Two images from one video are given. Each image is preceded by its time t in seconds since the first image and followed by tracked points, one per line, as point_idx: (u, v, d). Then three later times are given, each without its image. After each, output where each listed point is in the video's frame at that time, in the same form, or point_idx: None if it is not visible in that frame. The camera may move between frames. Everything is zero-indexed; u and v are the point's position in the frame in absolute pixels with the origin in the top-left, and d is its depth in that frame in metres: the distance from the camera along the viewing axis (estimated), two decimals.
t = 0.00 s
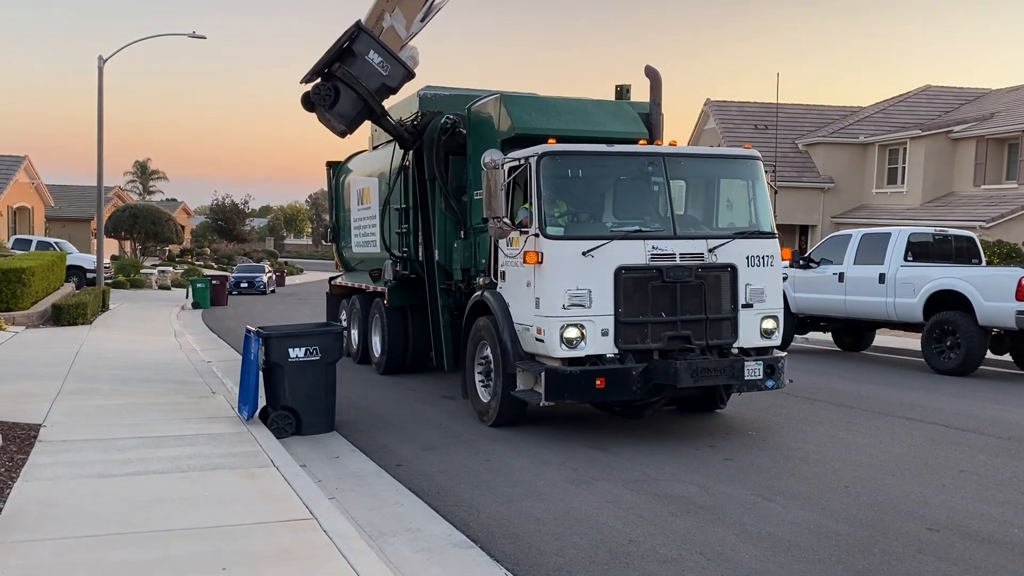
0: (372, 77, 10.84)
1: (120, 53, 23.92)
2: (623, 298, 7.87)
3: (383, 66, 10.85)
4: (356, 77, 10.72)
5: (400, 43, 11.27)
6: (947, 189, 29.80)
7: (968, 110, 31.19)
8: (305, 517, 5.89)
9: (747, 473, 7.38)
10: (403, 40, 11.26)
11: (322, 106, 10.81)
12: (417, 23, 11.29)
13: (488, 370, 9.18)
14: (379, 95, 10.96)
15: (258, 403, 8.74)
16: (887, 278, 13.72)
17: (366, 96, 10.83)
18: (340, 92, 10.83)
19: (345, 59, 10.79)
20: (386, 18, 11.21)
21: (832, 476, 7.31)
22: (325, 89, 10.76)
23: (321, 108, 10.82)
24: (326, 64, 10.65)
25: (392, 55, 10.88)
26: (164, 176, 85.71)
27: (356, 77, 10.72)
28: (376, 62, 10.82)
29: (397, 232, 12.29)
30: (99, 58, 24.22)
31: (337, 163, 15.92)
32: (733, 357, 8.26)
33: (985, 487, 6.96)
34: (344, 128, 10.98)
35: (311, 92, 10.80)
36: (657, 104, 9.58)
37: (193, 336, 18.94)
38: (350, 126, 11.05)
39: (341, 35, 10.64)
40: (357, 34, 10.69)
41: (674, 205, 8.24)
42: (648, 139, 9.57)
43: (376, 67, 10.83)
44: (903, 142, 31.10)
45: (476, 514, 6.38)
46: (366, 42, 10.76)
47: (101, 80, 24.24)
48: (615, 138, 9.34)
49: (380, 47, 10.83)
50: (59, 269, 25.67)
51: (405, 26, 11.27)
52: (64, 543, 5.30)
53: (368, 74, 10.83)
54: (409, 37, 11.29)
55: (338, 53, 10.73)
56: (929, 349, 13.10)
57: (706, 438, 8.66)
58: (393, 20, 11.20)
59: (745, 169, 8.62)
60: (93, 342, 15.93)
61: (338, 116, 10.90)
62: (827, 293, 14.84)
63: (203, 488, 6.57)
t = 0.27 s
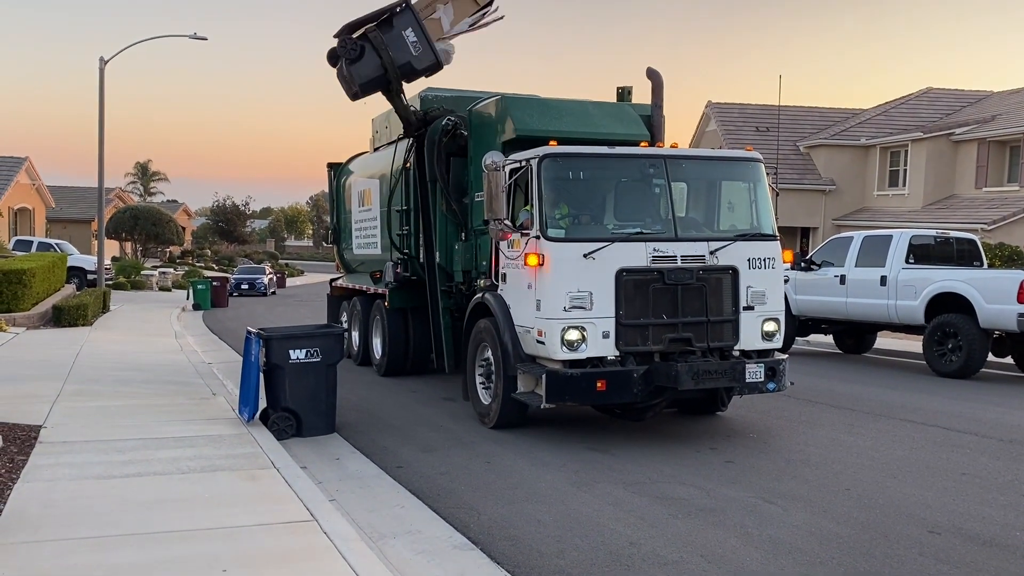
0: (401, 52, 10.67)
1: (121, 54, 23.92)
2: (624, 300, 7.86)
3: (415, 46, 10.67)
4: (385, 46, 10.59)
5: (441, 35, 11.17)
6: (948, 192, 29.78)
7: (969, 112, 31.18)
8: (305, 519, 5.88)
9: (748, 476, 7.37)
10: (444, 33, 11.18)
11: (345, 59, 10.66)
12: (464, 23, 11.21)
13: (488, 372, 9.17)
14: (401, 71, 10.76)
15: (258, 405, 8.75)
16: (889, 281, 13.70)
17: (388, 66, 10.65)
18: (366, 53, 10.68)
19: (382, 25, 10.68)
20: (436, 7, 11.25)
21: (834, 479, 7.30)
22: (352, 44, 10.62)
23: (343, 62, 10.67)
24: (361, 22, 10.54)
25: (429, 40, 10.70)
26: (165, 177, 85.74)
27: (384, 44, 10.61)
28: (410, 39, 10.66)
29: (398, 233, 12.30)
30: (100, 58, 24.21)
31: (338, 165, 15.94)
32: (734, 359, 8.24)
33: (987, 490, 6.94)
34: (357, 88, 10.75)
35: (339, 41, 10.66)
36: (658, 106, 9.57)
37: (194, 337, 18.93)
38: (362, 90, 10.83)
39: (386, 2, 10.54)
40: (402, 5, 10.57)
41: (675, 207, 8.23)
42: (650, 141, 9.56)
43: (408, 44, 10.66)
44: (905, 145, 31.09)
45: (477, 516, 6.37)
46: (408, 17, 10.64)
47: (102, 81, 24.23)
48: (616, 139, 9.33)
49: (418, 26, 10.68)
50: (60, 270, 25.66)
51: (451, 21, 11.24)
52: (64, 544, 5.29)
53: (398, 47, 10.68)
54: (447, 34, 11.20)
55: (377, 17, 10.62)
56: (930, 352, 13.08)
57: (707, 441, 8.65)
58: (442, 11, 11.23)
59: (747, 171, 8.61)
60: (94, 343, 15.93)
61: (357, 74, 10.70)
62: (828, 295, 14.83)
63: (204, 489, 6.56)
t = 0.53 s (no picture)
0: (441, 39, 11.15)
1: (121, 54, 23.92)
2: (625, 300, 7.86)
3: (455, 40, 11.21)
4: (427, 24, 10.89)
5: (483, 40, 11.93)
6: (949, 192, 29.78)
7: (970, 112, 31.18)
8: (306, 518, 5.88)
9: (749, 476, 7.36)
10: (485, 43, 11.98)
11: (388, 21, 10.94)
12: (507, 44, 12.18)
13: (489, 372, 9.17)
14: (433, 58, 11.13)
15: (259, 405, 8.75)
16: (889, 281, 13.70)
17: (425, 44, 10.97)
18: (409, 24, 11.02)
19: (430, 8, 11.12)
20: (491, 20, 12.20)
21: (834, 479, 7.30)
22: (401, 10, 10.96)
23: (387, 24, 10.97)
24: None
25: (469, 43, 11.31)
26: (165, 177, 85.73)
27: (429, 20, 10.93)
28: (454, 32, 11.22)
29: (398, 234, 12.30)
30: (100, 58, 24.20)
31: (338, 165, 15.96)
32: (734, 359, 8.24)
33: (987, 490, 6.94)
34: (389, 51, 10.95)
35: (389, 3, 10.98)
36: (659, 106, 9.57)
37: (194, 337, 18.93)
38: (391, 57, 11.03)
39: None
40: None
41: (675, 207, 8.23)
42: (650, 141, 9.56)
43: (451, 36, 11.20)
44: (905, 145, 31.09)
45: (478, 515, 6.37)
46: (457, 16, 11.28)
47: (102, 80, 24.23)
48: (616, 140, 9.33)
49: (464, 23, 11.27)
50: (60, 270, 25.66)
51: (496, 38, 12.13)
52: (64, 543, 5.30)
53: (441, 33, 11.15)
54: (491, 42, 12.04)
55: None
56: (931, 352, 13.07)
57: (708, 441, 8.65)
58: (493, 25, 12.15)
59: (747, 171, 8.61)
60: (94, 342, 15.93)
61: (394, 39, 10.94)
62: (828, 295, 14.83)
63: (204, 488, 6.56)
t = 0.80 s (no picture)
0: (485, 47, 11.15)
1: (120, 51, 23.89)
2: (624, 298, 7.86)
3: (497, 56, 11.18)
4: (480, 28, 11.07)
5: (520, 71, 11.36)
6: (948, 191, 29.79)
7: (969, 111, 31.18)
8: (305, 516, 5.89)
9: (748, 474, 7.36)
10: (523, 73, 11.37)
11: (448, 8, 11.15)
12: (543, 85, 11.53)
13: (488, 370, 9.17)
14: (470, 62, 11.12)
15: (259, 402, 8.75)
16: (888, 279, 13.70)
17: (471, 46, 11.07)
18: (466, 20, 11.23)
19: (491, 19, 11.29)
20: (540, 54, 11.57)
21: (833, 477, 7.30)
22: (465, 4, 11.17)
23: (446, 10, 11.16)
24: None
25: (510, 64, 11.20)
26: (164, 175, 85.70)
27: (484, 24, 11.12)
28: (500, 47, 11.19)
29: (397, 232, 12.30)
30: (99, 55, 24.17)
31: (337, 163, 15.96)
32: (734, 357, 8.25)
33: (986, 488, 6.95)
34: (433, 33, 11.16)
35: None
36: (659, 105, 9.57)
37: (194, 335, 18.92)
38: (434, 41, 11.19)
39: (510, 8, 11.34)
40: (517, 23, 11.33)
41: (675, 205, 8.23)
42: (650, 140, 9.55)
43: (496, 49, 11.18)
44: (904, 143, 31.09)
45: (477, 513, 6.37)
46: (514, 36, 11.22)
47: (101, 78, 24.21)
48: (616, 138, 9.33)
49: (516, 45, 11.22)
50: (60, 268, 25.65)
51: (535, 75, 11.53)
52: (64, 541, 5.30)
53: (488, 41, 11.16)
54: (530, 74, 11.44)
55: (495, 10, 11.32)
56: (930, 350, 13.09)
57: (707, 439, 8.65)
58: (540, 61, 11.55)
59: (747, 169, 8.61)
60: (93, 340, 15.92)
61: (445, 24, 11.14)
62: (827, 294, 14.84)
63: (203, 486, 6.56)
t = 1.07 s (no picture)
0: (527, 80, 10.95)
1: (117, 48, 23.84)
2: (623, 295, 7.86)
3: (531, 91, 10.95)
4: (530, 61, 11.03)
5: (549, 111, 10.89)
6: (946, 188, 29.79)
7: (968, 108, 31.19)
8: (304, 513, 5.89)
9: (747, 471, 7.37)
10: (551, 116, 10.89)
11: (514, 28, 11.05)
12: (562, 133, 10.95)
13: (487, 367, 9.17)
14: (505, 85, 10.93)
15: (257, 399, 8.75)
16: (887, 276, 13.71)
17: (514, 71, 10.94)
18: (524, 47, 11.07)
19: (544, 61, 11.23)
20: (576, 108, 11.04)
21: (832, 474, 7.31)
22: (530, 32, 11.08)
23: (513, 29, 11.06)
24: (550, 39, 11.13)
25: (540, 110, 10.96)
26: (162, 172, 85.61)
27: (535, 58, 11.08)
28: (540, 87, 10.95)
29: (395, 228, 12.30)
30: (98, 53, 24.15)
31: (335, 160, 15.96)
32: (733, 354, 8.25)
33: (984, 485, 6.95)
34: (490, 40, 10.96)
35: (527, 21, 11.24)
36: (658, 102, 9.57)
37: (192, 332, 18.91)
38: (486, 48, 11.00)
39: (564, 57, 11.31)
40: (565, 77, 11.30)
41: (674, 202, 8.23)
42: (650, 136, 9.55)
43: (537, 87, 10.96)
44: (903, 140, 31.09)
45: (476, 510, 6.38)
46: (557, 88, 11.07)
47: (100, 75, 24.19)
48: (616, 135, 9.33)
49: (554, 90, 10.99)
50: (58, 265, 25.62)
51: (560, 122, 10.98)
52: (63, 538, 5.30)
53: (532, 75, 10.99)
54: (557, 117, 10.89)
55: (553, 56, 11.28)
56: (929, 348, 13.09)
57: (707, 436, 8.66)
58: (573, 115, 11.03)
59: (746, 166, 8.61)
60: (91, 337, 15.90)
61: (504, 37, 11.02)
62: (826, 291, 14.84)
63: (203, 483, 6.56)
